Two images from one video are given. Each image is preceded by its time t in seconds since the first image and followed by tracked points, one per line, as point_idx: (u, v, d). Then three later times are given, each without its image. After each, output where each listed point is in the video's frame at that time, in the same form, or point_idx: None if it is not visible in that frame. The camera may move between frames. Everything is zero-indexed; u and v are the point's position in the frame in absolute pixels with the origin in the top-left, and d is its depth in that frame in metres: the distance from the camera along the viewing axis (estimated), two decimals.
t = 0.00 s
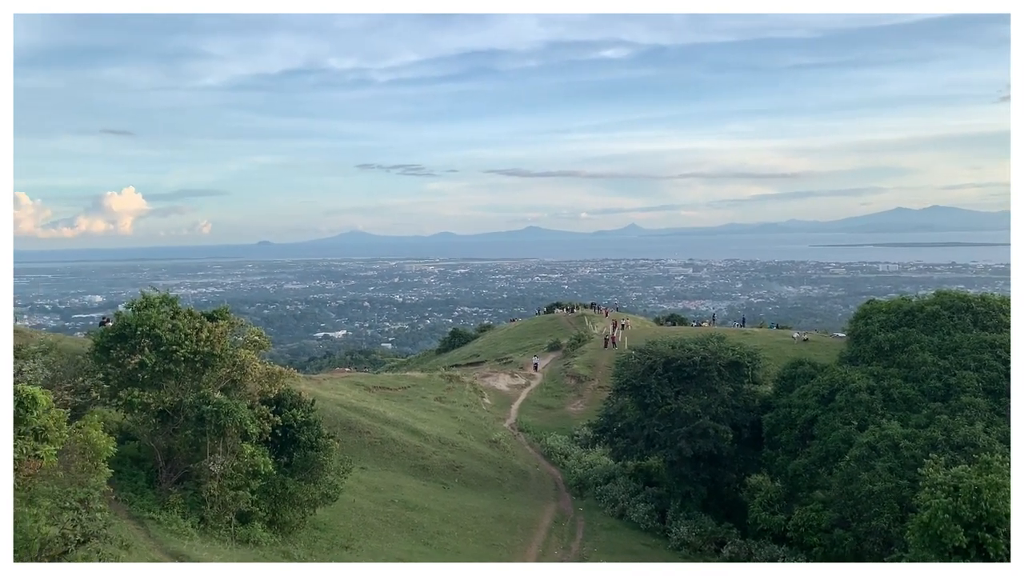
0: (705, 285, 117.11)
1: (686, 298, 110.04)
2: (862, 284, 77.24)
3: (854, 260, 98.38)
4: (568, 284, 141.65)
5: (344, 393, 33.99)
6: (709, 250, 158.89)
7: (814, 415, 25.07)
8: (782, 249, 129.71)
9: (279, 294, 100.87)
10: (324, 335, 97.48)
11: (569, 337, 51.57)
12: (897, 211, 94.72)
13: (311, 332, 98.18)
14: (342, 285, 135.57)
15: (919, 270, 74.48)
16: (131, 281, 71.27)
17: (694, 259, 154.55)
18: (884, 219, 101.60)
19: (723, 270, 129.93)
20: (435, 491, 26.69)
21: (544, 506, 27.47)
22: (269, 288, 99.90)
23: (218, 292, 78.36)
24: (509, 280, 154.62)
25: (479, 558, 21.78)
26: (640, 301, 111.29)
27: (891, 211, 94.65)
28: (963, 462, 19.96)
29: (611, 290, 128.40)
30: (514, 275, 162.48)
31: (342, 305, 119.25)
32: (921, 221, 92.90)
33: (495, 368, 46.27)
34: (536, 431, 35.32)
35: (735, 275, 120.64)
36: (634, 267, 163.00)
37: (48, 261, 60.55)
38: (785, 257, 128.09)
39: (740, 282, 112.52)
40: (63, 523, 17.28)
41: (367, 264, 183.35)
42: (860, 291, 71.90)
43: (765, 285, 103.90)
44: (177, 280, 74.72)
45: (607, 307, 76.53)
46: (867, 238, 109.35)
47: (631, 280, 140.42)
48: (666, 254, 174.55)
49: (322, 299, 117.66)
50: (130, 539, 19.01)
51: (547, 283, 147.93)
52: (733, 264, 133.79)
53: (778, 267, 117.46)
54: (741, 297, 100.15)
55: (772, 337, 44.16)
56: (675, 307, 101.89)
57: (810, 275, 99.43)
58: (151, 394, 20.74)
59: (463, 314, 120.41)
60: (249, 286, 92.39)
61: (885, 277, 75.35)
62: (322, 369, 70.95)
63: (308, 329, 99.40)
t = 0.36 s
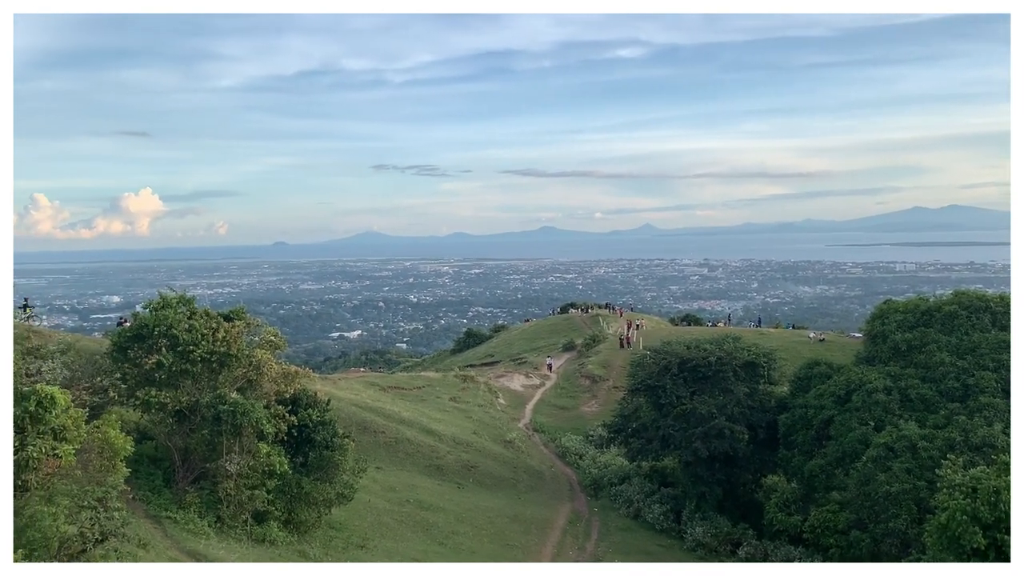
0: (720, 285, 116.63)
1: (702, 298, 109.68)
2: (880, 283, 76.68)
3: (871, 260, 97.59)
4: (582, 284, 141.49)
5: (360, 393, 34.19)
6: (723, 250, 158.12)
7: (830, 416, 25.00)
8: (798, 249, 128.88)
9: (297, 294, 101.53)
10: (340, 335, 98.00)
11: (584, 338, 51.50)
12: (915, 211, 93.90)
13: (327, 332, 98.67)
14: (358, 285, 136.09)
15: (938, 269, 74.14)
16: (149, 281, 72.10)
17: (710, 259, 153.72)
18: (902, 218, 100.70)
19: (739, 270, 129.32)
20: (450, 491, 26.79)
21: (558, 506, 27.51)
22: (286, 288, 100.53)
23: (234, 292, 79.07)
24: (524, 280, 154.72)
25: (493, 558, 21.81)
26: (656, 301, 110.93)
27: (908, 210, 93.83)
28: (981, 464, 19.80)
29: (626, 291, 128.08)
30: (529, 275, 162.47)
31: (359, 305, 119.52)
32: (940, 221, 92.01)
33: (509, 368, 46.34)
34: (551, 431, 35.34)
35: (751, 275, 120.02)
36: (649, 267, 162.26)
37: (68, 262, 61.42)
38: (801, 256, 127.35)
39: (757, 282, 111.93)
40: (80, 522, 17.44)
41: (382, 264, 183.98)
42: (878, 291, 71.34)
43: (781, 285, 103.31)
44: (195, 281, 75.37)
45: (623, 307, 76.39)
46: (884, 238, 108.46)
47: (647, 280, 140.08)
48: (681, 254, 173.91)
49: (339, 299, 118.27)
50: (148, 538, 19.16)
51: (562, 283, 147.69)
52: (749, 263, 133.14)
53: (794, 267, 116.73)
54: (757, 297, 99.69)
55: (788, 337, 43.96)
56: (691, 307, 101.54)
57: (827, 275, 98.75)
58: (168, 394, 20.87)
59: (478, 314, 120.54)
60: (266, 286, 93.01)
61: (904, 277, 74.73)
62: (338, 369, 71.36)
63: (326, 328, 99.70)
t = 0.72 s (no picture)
0: (737, 284, 116.23)
1: (719, 297, 109.31)
2: (899, 282, 76.18)
3: (891, 259, 96.58)
4: (598, 283, 141.38)
5: (377, 392, 34.40)
6: (739, 249, 157.12)
7: (848, 416, 24.91)
8: (815, 248, 128.10)
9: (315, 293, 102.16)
10: (358, 334, 98.58)
11: (600, 337, 51.35)
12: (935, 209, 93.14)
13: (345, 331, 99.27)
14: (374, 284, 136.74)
15: (960, 267, 73.60)
16: (168, 281, 72.85)
17: (727, 258, 152.75)
18: (921, 216, 99.94)
19: (756, 269, 128.76)
20: (467, 490, 26.91)
21: (575, 506, 27.54)
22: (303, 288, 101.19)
23: (251, 292, 79.67)
24: (539, 279, 154.82)
25: (509, 556, 21.88)
26: (672, 300, 110.48)
27: (927, 209, 93.13)
28: (1003, 465, 19.60)
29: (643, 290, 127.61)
30: (545, 275, 162.44)
31: (376, 304, 120.02)
32: (960, 219, 91.23)
33: (526, 367, 46.41)
34: (568, 431, 35.32)
35: (768, 274, 119.49)
36: (666, 266, 161.53)
37: (89, 261, 62.27)
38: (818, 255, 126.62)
39: (774, 281, 111.39)
40: (101, 519, 17.37)
41: (397, 263, 184.60)
42: (897, 289, 70.89)
43: (798, 284, 102.77)
44: (214, 281, 76.05)
45: (640, 307, 76.28)
46: (903, 237, 107.33)
47: (663, 279, 139.74)
48: (697, 253, 173.34)
49: (356, 299, 118.86)
50: (167, 536, 19.31)
51: (578, 282, 147.30)
52: (767, 262, 132.51)
53: (812, 266, 116.00)
54: (775, 296, 99.14)
55: (807, 336, 43.76)
56: (708, 307, 101.04)
57: (845, 274, 98.15)
58: (187, 392, 21.03)
59: (494, 313, 120.69)
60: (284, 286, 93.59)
61: (923, 275, 74.23)
62: (356, 368, 71.72)
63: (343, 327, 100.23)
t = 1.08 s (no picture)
0: (751, 284, 115.71)
1: (732, 297, 108.84)
2: (915, 282, 75.62)
3: (907, 258, 95.79)
4: (611, 283, 141.06)
5: (391, 390, 34.50)
6: (753, 249, 156.30)
7: (864, 417, 24.78)
8: (829, 248, 127.36)
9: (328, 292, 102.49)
10: (371, 333, 98.80)
11: (614, 336, 51.20)
12: (951, 209, 92.43)
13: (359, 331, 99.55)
14: (386, 283, 137.11)
15: (977, 266, 72.96)
16: (182, 280, 73.41)
17: (741, 257, 151.91)
18: (937, 216, 99.18)
19: (770, 269, 128.16)
20: (480, 489, 26.97)
21: (588, 505, 27.52)
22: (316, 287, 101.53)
23: (265, 291, 80.05)
24: (552, 279, 154.68)
25: (522, 555, 21.91)
26: (686, 300, 110.07)
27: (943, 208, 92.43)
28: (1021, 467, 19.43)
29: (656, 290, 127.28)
30: (557, 274, 162.33)
31: (388, 304, 120.32)
32: (976, 219, 90.49)
33: (539, 366, 46.37)
34: (581, 430, 35.29)
35: (782, 274, 118.89)
36: (679, 266, 160.91)
37: (104, 260, 62.87)
38: (832, 255, 125.86)
39: (788, 281, 110.82)
40: (117, 516, 17.85)
41: (410, 263, 185.02)
42: (914, 289, 70.39)
43: (812, 284, 102.19)
44: (229, 280, 76.50)
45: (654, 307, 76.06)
46: (919, 237, 106.47)
47: (676, 278, 139.30)
48: (709, 253, 172.71)
49: (369, 298, 119.12)
50: (182, 533, 19.41)
51: (591, 282, 147.00)
52: (780, 262, 131.84)
53: (826, 265, 115.32)
54: (789, 296, 98.57)
55: (822, 336, 43.48)
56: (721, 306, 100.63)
57: (860, 274, 97.51)
58: (202, 390, 21.11)
59: (506, 312, 120.65)
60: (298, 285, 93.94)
61: (940, 275, 73.64)
62: (371, 366, 71.88)
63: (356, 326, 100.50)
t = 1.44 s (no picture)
0: (760, 285, 115.48)
1: (742, 298, 108.63)
2: (927, 282, 75.32)
3: (918, 258, 95.30)
4: (620, 283, 141.07)
5: (399, 390, 34.59)
6: (762, 250, 155.74)
7: (874, 418, 24.71)
8: (838, 249, 126.99)
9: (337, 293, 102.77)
10: (380, 333, 99.02)
11: (623, 337, 51.15)
12: (962, 209, 92.05)
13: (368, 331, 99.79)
14: (394, 284, 137.40)
15: (989, 267, 72.64)
16: (192, 281, 73.78)
17: (750, 258, 151.41)
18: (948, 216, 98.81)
19: (779, 269, 127.94)
20: (489, 489, 27.01)
21: (597, 506, 27.49)
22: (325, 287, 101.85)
23: (275, 291, 80.36)
24: (561, 279, 154.69)
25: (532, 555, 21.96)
26: (695, 301, 109.80)
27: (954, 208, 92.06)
28: None
29: (665, 290, 127.09)
30: (566, 275, 162.32)
31: (397, 304, 120.62)
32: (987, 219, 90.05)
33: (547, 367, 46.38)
34: (590, 431, 35.28)
35: (791, 274, 118.63)
36: (688, 267, 160.49)
37: (116, 261, 63.31)
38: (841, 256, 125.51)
39: (797, 281, 110.56)
40: (127, 515, 17.75)
41: (418, 263, 185.10)
42: (925, 289, 70.14)
43: (822, 285, 101.89)
44: (239, 281, 76.80)
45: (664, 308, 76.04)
46: (929, 237, 106.01)
47: (685, 279, 139.11)
48: (718, 254, 172.40)
49: (378, 299, 119.42)
50: (192, 533, 19.47)
51: (600, 282, 146.83)
52: (790, 262, 131.52)
53: (836, 266, 115.03)
54: (798, 297, 98.32)
55: (832, 337, 43.36)
56: (731, 307, 100.40)
57: (870, 274, 97.21)
58: (211, 390, 21.16)
59: (515, 313, 120.68)
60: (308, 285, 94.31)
61: (951, 276, 73.31)
62: (381, 367, 72.05)
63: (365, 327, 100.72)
